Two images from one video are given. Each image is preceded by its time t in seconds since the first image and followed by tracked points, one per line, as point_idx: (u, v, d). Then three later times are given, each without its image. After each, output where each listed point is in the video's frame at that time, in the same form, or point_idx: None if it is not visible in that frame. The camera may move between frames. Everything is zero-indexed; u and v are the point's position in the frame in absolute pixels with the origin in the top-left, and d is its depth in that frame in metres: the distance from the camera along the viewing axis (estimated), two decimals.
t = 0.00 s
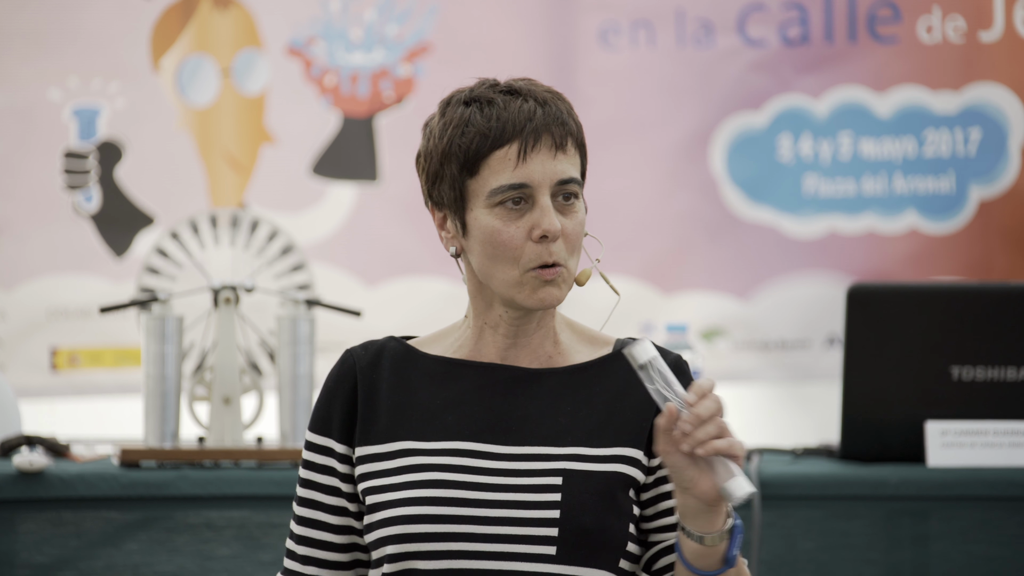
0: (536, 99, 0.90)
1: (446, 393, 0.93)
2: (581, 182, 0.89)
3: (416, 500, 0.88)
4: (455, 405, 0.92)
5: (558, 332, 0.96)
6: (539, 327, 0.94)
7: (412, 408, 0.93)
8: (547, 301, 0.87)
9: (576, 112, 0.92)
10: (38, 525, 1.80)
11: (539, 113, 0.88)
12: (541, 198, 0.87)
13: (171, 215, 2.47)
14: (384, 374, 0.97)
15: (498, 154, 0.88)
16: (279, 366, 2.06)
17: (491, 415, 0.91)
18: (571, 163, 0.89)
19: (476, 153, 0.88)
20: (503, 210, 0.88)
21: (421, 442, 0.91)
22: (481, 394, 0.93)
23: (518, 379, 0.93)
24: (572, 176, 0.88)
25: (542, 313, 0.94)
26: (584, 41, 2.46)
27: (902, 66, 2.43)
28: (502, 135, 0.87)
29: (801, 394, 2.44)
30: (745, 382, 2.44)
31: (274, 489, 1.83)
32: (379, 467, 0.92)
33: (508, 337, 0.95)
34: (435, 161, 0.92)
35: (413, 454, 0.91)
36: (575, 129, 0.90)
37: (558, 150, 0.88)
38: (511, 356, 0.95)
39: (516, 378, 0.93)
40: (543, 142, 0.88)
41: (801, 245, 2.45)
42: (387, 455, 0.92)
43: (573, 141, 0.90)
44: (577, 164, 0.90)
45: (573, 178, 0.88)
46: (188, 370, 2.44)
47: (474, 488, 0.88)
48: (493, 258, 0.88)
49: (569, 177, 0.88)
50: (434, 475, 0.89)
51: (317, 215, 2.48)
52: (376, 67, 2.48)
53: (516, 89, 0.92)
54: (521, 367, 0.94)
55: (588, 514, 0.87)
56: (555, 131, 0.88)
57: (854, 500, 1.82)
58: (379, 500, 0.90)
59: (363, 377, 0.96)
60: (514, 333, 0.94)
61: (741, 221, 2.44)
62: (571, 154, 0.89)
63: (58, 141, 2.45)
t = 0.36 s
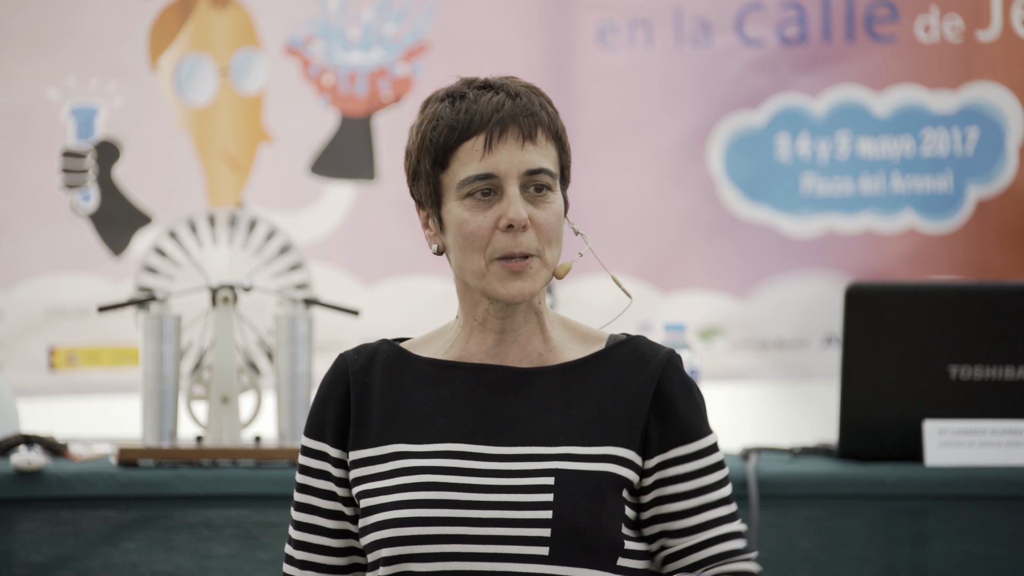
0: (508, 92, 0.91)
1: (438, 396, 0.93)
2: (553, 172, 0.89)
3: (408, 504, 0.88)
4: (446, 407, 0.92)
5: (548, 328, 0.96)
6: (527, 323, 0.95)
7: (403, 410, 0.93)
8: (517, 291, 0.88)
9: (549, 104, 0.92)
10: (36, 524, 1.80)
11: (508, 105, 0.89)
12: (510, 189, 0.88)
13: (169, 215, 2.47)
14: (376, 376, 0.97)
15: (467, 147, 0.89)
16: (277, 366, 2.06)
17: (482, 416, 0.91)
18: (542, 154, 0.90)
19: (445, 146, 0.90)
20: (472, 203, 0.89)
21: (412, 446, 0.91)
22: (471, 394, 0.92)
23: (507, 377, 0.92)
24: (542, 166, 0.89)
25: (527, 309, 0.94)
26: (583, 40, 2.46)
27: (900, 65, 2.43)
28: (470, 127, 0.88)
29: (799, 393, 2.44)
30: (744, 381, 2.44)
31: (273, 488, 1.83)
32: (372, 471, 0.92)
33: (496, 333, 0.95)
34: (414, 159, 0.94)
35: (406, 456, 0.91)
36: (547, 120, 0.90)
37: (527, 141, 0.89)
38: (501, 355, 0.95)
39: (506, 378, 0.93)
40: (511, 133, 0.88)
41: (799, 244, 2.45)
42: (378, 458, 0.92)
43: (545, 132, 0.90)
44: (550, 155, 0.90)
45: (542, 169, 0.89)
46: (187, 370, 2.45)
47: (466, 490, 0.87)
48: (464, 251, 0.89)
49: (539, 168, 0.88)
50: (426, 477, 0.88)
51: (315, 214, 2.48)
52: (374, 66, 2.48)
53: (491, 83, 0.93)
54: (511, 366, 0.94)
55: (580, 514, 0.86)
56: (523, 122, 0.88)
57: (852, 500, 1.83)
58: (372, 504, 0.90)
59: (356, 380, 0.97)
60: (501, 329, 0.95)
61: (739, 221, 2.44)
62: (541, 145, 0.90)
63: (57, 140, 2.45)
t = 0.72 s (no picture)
0: (514, 90, 0.90)
1: (439, 396, 0.93)
2: (557, 170, 0.89)
3: (407, 504, 0.87)
4: (447, 407, 0.92)
5: (551, 331, 0.96)
6: (528, 324, 0.94)
7: (404, 411, 0.93)
8: (519, 286, 0.87)
9: (554, 103, 0.91)
10: (37, 524, 1.80)
11: (513, 102, 0.89)
12: (513, 185, 0.87)
13: (171, 215, 2.47)
14: (378, 377, 0.96)
15: (471, 142, 0.88)
16: (278, 366, 2.06)
17: (484, 415, 0.90)
18: (546, 151, 0.89)
19: (449, 141, 0.89)
20: (474, 198, 0.88)
21: (412, 446, 0.90)
22: (473, 395, 0.92)
23: (509, 378, 0.92)
24: (545, 164, 0.88)
25: (529, 310, 0.94)
26: (584, 41, 2.46)
27: (901, 66, 2.43)
28: (474, 122, 0.88)
29: (801, 394, 2.44)
30: (745, 381, 2.44)
31: (274, 489, 1.83)
32: (372, 471, 0.91)
33: (497, 334, 0.94)
34: (419, 158, 0.94)
35: (406, 456, 0.90)
36: (551, 119, 0.90)
37: (530, 138, 0.88)
38: (502, 356, 0.95)
39: (509, 380, 0.92)
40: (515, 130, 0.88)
41: (800, 245, 2.45)
42: (379, 459, 0.91)
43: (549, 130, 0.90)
44: (554, 153, 0.90)
45: (546, 166, 0.88)
46: (188, 370, 2.45)
47: (466, 490, 0.87)
48: (465, 246, 0.88)
49: (542, 165, 0.88)
50: (426, 477, 0.88)
51: (316, 215, 2.48)
52: (375, 67, 2.48)
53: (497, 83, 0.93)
54: (513, 368, 0.94)
55: (579, 515, 0.86)
56: (527, 119, 0.88)
57: (854, 500, 1.83)
58: (371, 504, 0.90)
59: (357, 381, 0.96)
60: (502, 330, 0.94)
61: (741, 221, 2.44)
62: (546, 143, 0.89)
63: (58, 141, 2.45)
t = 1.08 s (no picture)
0: (507, 93, 0.90)
1: (439, 397, 0.92)
2: (541, 175, 0.88)
3: (407, 504, 0.86)
4: (446, 408, 0.91)
5: (551, 333, 0.95)
6: (525, 326, 0.93)
7: (404, 413, 0.92)
8: (493, 289, 0.86)
9: (548, 108, 0.90)
10: (44, 524, 1.80)
11: (500, 105, 0.88)
12: (491, 189, 0.86)
13: (177, 215, 2.47)
14: (378, 380, 0.95)
15: (455, 144, 0.89)
16: (284, 365, 2.07)
17: (484, 416, 0.90)
18: (530, 156, 0.88)
19: (438, 143, 0.90)
20: (455, 199, 0.88)
21: (411, 446, 0.89)
22: (473, 396, 0.91)
23: (507, 380, 0.92)
24: (527, 169, 0.87)
25: (524, 311, 0.93)
26: (590, 40, 2.46)
27: (906, 65, 2.43)
28: (460, 125, 0.88)
29: (806, 394, 2.44)
30: (750, 381, 2.44)
31: (280, 488, 1.83)
32: (372, 472, 0.90)
33: (494, 336, 0.93)
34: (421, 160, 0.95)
35: (405, 458, 0.89)
36: (540, 124, 0.89)
37: (513, 142, 0.87)
38: (501, 357, 0.94)
39: (507, 380, 0.92)
40: (499, 133, 0.88)
41: (806, 244, 2.45)
42: (379, 460, 0.90)
43: (536, 135, 0.89)
44: (541, 158, 0.88)
45: (528, 172, 0.87)
46: (194, 370, 2.45)
47: (467, 489, 0.86)
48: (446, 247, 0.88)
49: (523, 170, 0.87)
50: (426, 477, 0.87)
51: (322, 214, 2.48)
52: (381, 66, 2.48)
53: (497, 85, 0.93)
54: (512, 368, 0.93)
55: (578, 515, 0.85)
56: (511, 123, 0.87)
57: (861, 500, 1.83)
58: (371, 504, 0.89)
59: (358, 384, 0.95)
60: (499, 332, 0.93)
61: (746, 220, 2.44)
62: (532, 148, 0.88)
63: (64, 141, 2.45)
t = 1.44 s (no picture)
0: (562, 112, 0.91)
1: (438, 401, 0.95)
2: (571, 206, 0.89)
3: (403, 506, 0.90)
4: (445, 412, 0.94)
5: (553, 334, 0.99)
6: (527, 331, 0.97)
7: (404, 416, 0.95)
8: (496, 305, 0.89)
9: (599, 138, 0.91)
10: (57, 522, 1.81)
11: (552, 124, 0.89)
12: (518, 208, 0.88)
13: (190, 214, 2.47)
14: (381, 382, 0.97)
15: (497, 151, 0.90)
16: (297, 364, 2.08)
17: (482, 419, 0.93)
18: (566, 184, 0.89)
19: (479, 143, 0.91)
20: (481, 203, 0.89)
21: (406, 450, 0.92)
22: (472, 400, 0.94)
23: (510, 377, 0.95)
24: (559, 197, 0.88)
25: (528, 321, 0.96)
26: (602, 39, 2.45)
27: (919, 64, 2.43)
28: (508, 132, 0.89)
29: (818, 392, 2.44)
30: (761, 381, 2.44)
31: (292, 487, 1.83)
32: (371, 475, 0.93)
33: (494, 335, 0.97)
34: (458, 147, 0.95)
35: (404, 464, 0.92)
36: (586, 153, 0.89)
37: (553, 166, 0.88)
38: (503, 357, 0.98)
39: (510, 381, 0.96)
40: (543, 154, 0.88)
41: (819, 243, 2.45)
42: (380, 468, 0.93)
43: (579, 164, 0.89)
44: (576, 189, 0.89)
45: (559, 200, 0.88)
46: (207, 369, 2.46)
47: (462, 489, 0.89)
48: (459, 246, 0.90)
49: (555, 197, 0.88)
50: (423, 481, 0.90)
51: (333, 214, 2.48)
52: (393, 65, 2.48)
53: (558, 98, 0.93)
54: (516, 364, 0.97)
55: (573, 512, 0.91)
56: (558, 146, 0.88)
57: (874, 499, 1.83)
58: (370, 507, 0.92)
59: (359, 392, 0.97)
60: (498, 334, 0.97)
61: (759, 219, 2.44)
62: (570, 177, 0.89)
63: (77, 140, 2.45)
